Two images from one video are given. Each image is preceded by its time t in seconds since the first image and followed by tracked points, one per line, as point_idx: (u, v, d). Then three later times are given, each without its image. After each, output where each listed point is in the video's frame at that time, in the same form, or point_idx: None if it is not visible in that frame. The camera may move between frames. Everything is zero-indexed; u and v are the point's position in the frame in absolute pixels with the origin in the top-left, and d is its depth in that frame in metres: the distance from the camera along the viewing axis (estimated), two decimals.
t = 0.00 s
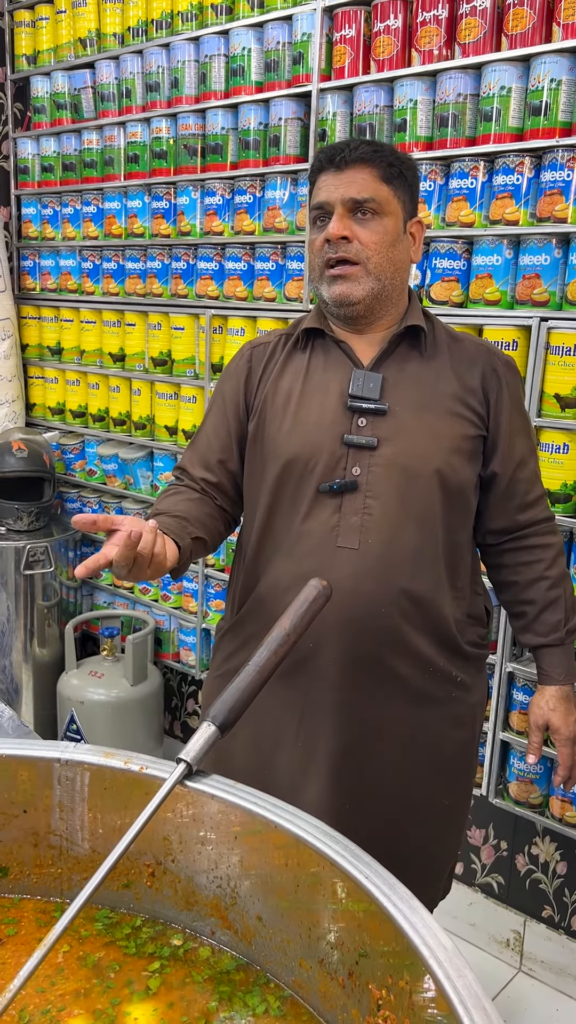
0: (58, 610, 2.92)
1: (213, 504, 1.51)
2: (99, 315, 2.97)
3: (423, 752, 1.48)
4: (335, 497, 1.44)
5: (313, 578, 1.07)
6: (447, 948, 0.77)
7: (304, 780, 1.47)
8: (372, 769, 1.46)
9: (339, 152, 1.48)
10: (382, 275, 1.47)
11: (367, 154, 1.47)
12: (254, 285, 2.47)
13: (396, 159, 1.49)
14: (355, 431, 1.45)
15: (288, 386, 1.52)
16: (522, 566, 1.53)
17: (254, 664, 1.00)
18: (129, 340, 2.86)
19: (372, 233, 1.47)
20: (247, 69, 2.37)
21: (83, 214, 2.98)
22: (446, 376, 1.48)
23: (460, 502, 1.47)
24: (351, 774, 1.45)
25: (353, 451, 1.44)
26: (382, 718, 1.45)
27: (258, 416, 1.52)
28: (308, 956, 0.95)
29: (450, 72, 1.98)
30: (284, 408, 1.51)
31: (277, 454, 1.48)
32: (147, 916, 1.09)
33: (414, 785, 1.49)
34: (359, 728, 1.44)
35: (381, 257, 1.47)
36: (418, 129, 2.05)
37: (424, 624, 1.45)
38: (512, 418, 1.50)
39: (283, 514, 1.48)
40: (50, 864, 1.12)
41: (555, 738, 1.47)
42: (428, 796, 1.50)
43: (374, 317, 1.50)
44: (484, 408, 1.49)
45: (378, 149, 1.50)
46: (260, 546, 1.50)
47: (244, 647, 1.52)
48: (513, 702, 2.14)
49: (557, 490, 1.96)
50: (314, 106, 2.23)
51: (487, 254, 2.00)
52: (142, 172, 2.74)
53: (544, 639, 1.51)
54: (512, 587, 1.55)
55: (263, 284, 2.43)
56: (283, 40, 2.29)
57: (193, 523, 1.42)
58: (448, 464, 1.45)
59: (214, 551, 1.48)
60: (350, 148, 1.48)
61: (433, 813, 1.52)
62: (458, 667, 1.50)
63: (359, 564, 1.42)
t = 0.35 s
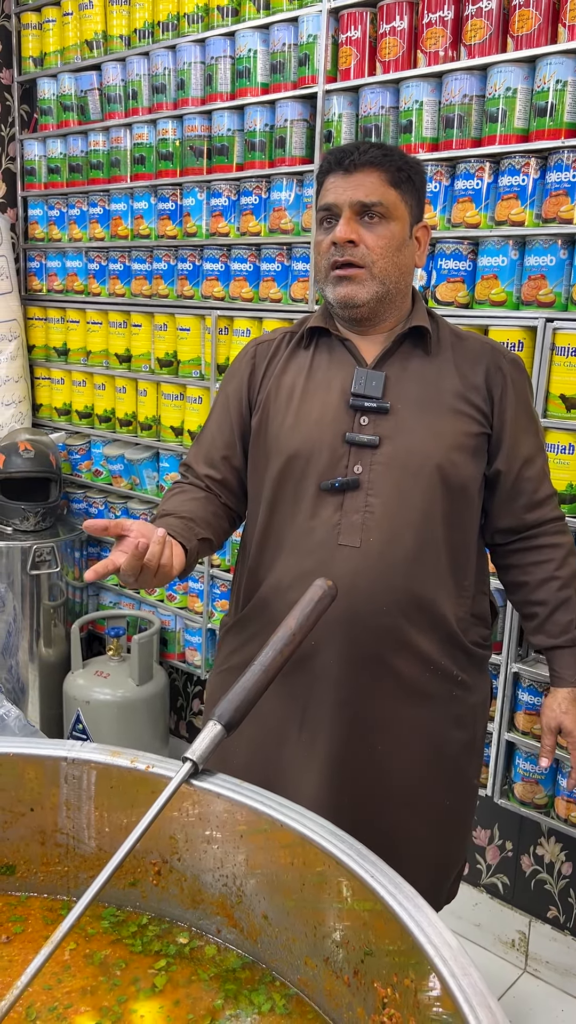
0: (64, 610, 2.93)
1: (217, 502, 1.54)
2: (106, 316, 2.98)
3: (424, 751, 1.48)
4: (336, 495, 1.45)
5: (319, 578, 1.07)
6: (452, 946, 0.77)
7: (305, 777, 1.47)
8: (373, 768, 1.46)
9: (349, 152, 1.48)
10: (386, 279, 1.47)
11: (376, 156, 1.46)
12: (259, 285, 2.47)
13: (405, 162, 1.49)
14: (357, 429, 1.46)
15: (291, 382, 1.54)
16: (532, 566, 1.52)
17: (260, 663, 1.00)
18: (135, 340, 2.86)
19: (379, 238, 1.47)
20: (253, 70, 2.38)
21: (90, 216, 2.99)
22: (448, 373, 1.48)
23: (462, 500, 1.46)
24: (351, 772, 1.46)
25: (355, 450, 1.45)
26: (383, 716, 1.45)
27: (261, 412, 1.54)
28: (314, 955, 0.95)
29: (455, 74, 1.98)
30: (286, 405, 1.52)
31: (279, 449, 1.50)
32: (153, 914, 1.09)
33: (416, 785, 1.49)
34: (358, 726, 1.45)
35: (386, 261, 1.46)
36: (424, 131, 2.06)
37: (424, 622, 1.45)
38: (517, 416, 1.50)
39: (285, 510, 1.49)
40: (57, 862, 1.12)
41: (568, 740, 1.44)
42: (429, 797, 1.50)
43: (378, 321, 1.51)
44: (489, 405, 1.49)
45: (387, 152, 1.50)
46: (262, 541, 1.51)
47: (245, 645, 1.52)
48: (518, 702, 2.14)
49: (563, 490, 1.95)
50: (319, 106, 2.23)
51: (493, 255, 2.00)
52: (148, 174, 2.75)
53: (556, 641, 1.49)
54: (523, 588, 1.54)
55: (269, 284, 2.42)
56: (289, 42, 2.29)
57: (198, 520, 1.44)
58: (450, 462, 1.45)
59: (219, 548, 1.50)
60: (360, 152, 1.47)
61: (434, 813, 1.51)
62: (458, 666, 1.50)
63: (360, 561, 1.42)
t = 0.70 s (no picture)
0: (70, 610, 2.94)
1: (195, 498, 1.54)
2: (112, 318, 2.99)
3: (406, 755, 1.47)
4: (314, 495, 1.45)
5: (324, 577, 1.08)
6: (455, 945, 0.78)
7: (286, 777, 1.47)
8: (353, 772, 1.45)
9: (336, 152, 1.48)
10: (370, 281, 1.47)
11: (364, 157, 1.47)
12: (265, 286, 2.47)
13: (394, 163, 1.49)
14: (336, 429, 1.46)
15: (270, 379, 1.54)
16: (505, 572, 1.51)
17: (265, 662, 1.01)
18: (141, 342, 2.87)
19: (364, 239, 1.46)
20: (259, 72, 2.39)
21: (96, 217, 3.00)
22: (429, 374, 1.49)
23: (440, 502, 1.46)
24: (331, 774, 1.45)
25: (333, 450, 1.45)
26: (361, 717, 1.44)
27: (240, 409, 1.54)
28: (317, 954, 0.96)
29: (460, 75, 1.99)
30: (265, 402, 1.52)
31: (257, 445, 1.50)
32: (157, 912, 1.10)
33: (398, 789, 1.47)
34: (335, 727, 1.44)
35: (370, 263, 1.46)
36: (429, 132, 2.06)
37: (401, 624, 1.45)
38: (496, 420, 1.50)
39: (261, 506, 1.49)
40: (62, 861, 1.13)
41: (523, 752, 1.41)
42: (411, 803, 1.48)
43: (360, 321, 1.51)
44: (468, 407, 1.49)
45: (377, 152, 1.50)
46: (239, 537, 1.51)
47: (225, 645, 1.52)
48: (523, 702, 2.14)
49: (567, 490, 1.95)
50: (325, 108, 2.24)
51: (498, 256, 1.99)
52: (154, 175, 2.75)
53: (521, 648, 1.47)
54: (495, 595, 1.54)
55: (274, 285, 2.43)
56: (294, 43, 2.30)
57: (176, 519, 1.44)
58: (429, 463, 1.45)
59: (196, 543, 1.50)
60: (349, 151, 1.47)
61: (416, 821, 1.49)
62: (438, 671, 1.50)
63: (337, 561, 1.42)
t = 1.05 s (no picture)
0: (78, 610, 2.95)
1: (87, 481, 1.50)
2: (119, 319, 3.00)
3: (329, 753, 1.49)
4: (220, 494, 1.45)
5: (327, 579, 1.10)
6: (460, 943, 0.78)
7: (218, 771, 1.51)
8: (277, 769, 1.48)
9: (218, 152, 1.48)
10: (264, 281, 1.48)
11: (248, 155, 1.47)
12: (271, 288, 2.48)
13: (281, 160, 1.49)
14: (241, 426, 1.46)
15: (178, 380, 1.54)
16: (434, 571, 1.51)
17: (269, 663, 1.01)
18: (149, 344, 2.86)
19: (254, 239, 1.47)
20: (266, 74, 2.39)
21: (104, 219, 3.01)
22: (334, 368, 1.49)
23: (352, 495, 1.47)
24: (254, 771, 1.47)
25: (238, 447, 1.45)
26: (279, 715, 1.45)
27: (149, 409, 1.54)
28: (323, 952, 0.96)
29: (467, 76, 1.99)
30: (172, 402, 1.52)
31: (163, 445, 1.50)
32: (164, 909, 1.10)
33: (326, 786, 1.49)
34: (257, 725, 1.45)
35: (262, 263, 1.47)
36: (435, 132, 2.07)
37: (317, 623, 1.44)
38: (407, 412, 1.50)
39: (171, 506, 1.49)
40: (70, 859, 1.14)
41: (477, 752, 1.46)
42: (348, 802, 1.51)
43: (260, 321, 1.52)
44: (376, 399, 1.50)
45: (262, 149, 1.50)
46: (150, 536, 1.51)
47: (139, 643, 1.53)
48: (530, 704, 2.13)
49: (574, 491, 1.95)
50: (332, 109, 2.25)
51: (505, 257, 2.00)
52: (161, 176, 2.77)
53: (461, 650, 1.50)
54: (426, 595, 1.54)
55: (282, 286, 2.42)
56: (301, 45, 2.31)
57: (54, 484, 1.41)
58: (335, 456, 1.45)
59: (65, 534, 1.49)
60: (231, 150, 1.48)
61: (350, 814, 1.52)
62: (358, 674, 1.50)
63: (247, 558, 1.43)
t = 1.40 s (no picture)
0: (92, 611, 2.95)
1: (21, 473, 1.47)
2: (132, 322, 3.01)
3: (301, 744, 1.51)
4: (176, 495, 1.46)
5: (342, 582, 1.12)
6: (477, 940, 0.79)
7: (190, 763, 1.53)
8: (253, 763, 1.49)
9: (136, 157, 1.42)
10: (198, 289, 1.47)
11: (169, 158, 1.42)
12: (284, 291, 2.49)
13: (201, 159, 1.45)
14: (188, 424, 1.48)
15: (119, 382, 1.54)
16: (375, 543, 1.55)
17: (284, 663, 1.03)
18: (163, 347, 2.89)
19: (183, 247, 1.45)
20: (278, 78, 2.41)
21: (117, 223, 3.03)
22: (275, 358, 1.52)
23: (304, 480, 1.50)
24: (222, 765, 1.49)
25: (190, 446, 1.47)
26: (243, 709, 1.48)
27: (94, 413, 1.54)
28: (339, 948, 0.97)
29: (479, 79, 2.00)
30: (116, 405, 1.53)
31: (112, 449, 1.50)
32: (181, 907, 1.12)
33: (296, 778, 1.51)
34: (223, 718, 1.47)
35: (194, 271, 1.46)
36: (448, 135, 2.07)
37: (275, 616, 1.46)
38: (351, 391, 1.54)
39: (125, 510, 1.50)
40: (88, 856, 1.15)
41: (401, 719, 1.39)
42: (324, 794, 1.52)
43: (196, 323, 1.52)
44: (320, 382, 1.53)
45: (180, 146, 1.44)
46: (105, 540, 1.52)
47: (100, 642, 1.54)
48: (542, 705, 2.13)
49: None
50: (344, 113, 2.26)
51: (516, 259, 2.00)
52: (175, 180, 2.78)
53: (396, 614, 1.50)
54: (370, 565, 1.57)
55: (293, 290, 2.46)
56: (314, 50, 2.32)
57: None
58: (287, 446, 1.48)
59: None
60: (148, 155, 1.42)
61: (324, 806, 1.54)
62: (331, 657, 1.54)
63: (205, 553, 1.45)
